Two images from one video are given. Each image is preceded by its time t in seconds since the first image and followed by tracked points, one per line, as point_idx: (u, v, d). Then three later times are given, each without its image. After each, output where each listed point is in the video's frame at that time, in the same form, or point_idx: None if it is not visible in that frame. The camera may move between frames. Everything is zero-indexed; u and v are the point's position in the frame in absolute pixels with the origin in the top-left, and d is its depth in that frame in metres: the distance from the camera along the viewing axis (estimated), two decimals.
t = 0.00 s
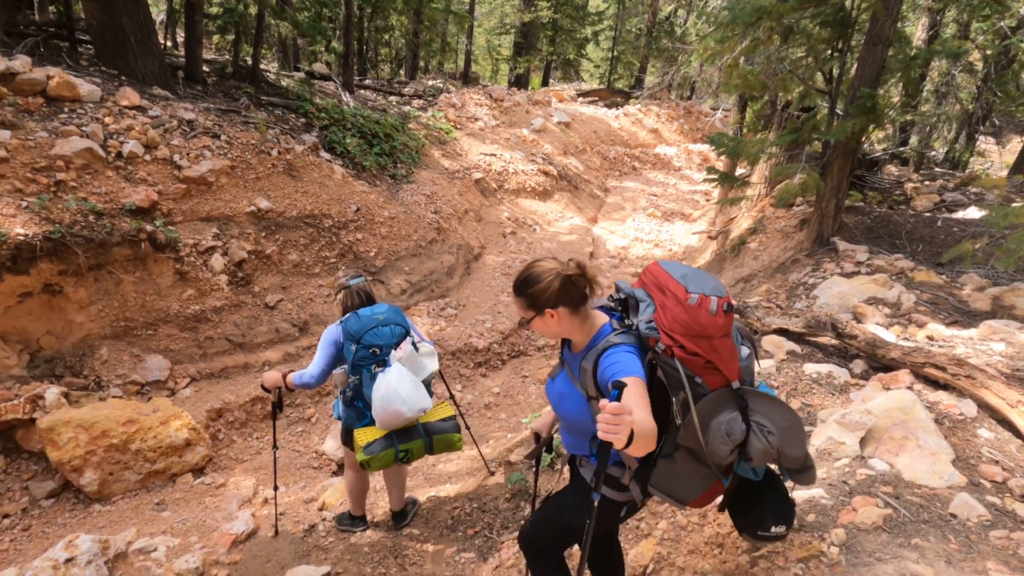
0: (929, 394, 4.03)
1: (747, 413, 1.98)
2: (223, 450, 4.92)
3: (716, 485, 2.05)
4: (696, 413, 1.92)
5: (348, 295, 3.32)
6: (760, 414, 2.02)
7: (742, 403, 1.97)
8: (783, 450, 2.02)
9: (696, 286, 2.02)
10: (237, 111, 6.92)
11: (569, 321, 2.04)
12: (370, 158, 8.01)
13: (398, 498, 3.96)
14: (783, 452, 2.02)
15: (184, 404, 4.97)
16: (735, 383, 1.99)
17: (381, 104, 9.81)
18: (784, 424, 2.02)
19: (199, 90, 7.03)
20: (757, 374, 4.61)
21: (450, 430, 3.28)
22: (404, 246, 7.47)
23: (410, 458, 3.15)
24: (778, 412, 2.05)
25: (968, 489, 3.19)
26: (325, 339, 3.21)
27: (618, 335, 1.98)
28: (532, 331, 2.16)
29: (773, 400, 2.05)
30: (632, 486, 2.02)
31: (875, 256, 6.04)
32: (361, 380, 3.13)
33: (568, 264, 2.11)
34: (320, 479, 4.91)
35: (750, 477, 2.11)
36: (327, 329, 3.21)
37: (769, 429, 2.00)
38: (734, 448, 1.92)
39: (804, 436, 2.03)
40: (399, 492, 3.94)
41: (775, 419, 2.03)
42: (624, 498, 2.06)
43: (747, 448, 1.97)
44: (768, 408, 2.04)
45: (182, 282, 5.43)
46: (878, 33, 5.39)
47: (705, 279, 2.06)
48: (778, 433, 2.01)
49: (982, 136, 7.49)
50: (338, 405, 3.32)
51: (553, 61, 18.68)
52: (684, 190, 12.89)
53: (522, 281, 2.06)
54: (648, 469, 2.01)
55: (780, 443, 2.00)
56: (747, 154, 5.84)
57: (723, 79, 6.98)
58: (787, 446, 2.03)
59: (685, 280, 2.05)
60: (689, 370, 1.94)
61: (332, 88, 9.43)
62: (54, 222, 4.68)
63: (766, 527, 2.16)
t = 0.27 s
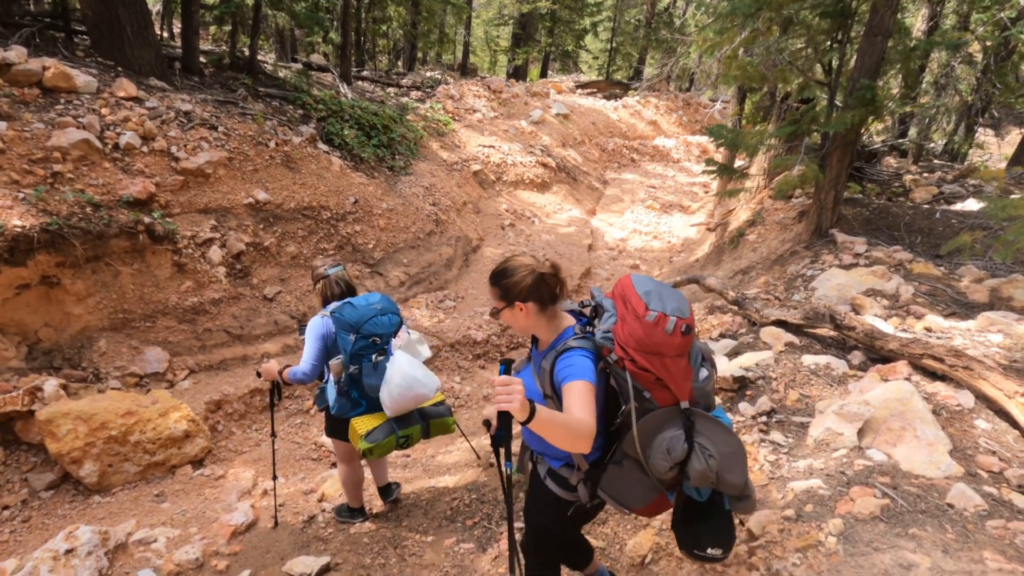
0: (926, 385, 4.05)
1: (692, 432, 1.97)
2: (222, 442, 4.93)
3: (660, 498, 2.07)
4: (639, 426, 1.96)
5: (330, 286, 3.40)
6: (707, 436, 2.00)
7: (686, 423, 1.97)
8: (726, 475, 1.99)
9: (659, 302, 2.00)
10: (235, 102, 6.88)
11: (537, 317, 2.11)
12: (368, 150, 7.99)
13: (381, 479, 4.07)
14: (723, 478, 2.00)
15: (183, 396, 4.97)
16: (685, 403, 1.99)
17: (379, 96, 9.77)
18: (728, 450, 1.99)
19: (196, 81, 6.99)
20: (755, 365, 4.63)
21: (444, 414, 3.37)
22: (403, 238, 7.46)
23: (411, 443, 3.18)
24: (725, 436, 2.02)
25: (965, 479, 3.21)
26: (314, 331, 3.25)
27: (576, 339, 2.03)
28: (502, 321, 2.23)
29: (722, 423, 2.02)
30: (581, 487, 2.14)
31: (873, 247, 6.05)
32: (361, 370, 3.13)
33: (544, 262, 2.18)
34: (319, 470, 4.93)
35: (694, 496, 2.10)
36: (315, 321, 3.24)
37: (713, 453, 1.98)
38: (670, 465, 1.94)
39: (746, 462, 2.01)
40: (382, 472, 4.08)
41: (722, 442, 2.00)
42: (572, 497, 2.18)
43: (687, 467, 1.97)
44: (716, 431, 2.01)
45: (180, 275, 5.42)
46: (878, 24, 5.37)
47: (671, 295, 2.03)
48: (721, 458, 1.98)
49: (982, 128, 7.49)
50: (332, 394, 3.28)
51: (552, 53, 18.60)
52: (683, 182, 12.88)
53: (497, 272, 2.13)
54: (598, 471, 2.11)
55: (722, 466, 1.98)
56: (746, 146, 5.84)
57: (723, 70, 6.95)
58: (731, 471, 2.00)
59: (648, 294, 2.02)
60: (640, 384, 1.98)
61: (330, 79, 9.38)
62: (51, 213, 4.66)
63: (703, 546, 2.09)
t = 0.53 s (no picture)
0: (926, 379, 4.05)
1: (659, 422, 2.01)
2: (223, 436, 4.94)
3: (629, 488, 2.10)
4: (606, 410, 2.01)
5: (321, 280, 3.41)
6: (675, 426, 2.03)
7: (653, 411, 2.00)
8: (691, 467, 2.01)
9: (634, 290, 2.03)
10: (234, 96, 6.87)
11: (515, 298, 2.19)
12: (368, 145, 7.97)
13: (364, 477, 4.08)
14: (688, 469, 2.02)
15: (183, 391, 4.98)
16: (653, 391, 2.02)
17: (378, 91, 9.75)
18: (694, 442, 2.02)
19: (195, 76, 6.97)
20: (755, 360, 4.63)
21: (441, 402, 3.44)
22: (403, 233, 7.46)
23: (414, 431, 3.25)
24: (692, 429, 2.05)
25: (965, 473, 3.22)
26: (311, 326, 3.27)
27: (552, 321, 2.07)
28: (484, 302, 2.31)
29: (690, 415, 2.06)
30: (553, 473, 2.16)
31: (874, 242, 6.05)
32: (364, 363, 3.15)
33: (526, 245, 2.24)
34: (320, 465, 4.93)
35: (663, 487, 2.12)
36: (311, 316, 3.26)
37: (678, 444, 2.00)
38: (635, 451, 1.98)
39: (712, 455, 2.03)
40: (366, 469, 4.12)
41: (688, 434, 2.03)
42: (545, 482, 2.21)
43: (652, 456, 2.00)
44: (683, 422, 2.04)
45: (180, 269, 5.42)
46: (879, 18, 5.37)
47: (647, 284, 2.07)
48: (686, 449, 2.01)
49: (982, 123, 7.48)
50: (331, 387, 3.25)
51: (552, 47, 18.55)
52: (683, 177, 12.87)
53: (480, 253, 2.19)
54: (572, 457, 2.15)
55: (687, 458, 2.00)
56: (746, 140, 5.83)
57: (723, 65, 6.93)
58: (697, 463, 2.02)
59: (623, 280, 2.06)
60: (610, 369, 2.02)
61: (329, 74, 9.36)
62: (51, 208, 4.66)
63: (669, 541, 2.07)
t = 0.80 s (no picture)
0: (927, 372, 4.06)
1: (640, 410, 2.05)
2: (224, 432, 4.95)
3: (613, 476, 2.16)
4: (588, 399, 2.06)
5: (320, 275, 3.46)
6: (655, 416, 2.07)
7: (633, 400, 2.04)
8: (670, 455, 2.06)
9: (616, 282, 2.07)
10: (234, 92, 6.85)
11: (502, 291, 2.22)
12: (368, 140, 7.96)
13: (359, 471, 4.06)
14: (668, 458, 2.08)
15: (185, 386, 4.99)
16: (634, 380, 2.05)
17: (378, 86, 9.73)
18: (674, 432, 2.06)
19: (194, 71, 6.96)
20: (756, 353, 4.64)
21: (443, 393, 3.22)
22: (403, 228, 7.45)
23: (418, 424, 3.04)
24: (672, 417, 2.09)
25: (966, 466, 3.22)
26: (314, 320, 3.24)
27: (535, 312, 2.10)
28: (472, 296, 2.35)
29: (670, 405, 2.09)
30: (542, 463, 2.22)
31: (874, 236, 6.04)
32: (372, 356, 3.20)
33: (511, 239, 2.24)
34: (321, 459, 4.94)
35: (646, 477, 2.17)
36: (314, 310, 3.23)
37: (658, 432, 2.05)
38: (616, 438, 2.03)
39: (690, 443, 2.08)
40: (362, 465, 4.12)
41: (668, 423, 2.07)
42: (533, 471, 2.27)
43: (633, 443, 2.05)
44: (664, 411, 2.08)
45: (180, 265, 5.42)
46: (880, 10, 5.36)
47: (629, 276, 2.11)
48: (666, 438, 2.05)
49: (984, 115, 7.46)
50: (334, 380, 3.26)
51: (551, 41, 18.49)
52: (683, 171, 12.85)
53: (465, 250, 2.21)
54: (560, 446, 2.21)
55: (666, 446, 2.05)
56: (747, 134, 5.82)
57: (723, 58, 6.92)
58: (676, 451, 2.07)
59: (606, 273, 2.11)
60: (592, 358, 2.07)
61: (328, 69, 9.33)
62: (51, 204, 4.66)
63: (652, 530, 2.12)
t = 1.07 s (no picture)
0: (926, 366, 4.07)
1: (626, 391, 2.05)
2: (224, 428, 4.96)
3: (602, 459, 2.16)
4: (575, 381, 2.07)
5: (320, 264, 3.54)
6: (641, 396, 2.07)
7: (619, 381, 2.04)
8: (656, 436, 2.06)
9: (602, 266, 2.12)
10: (230, 87, 6.82)
11: (496, 275, 2.32)
12: (366, 136, 7.94)
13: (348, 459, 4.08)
14: (654, 439, 2.07)
15: (184, 382, 4.99)
16: (620, 362, 2.06)
17: (376, 81, 9.70)
18: (660, 412, 2.06)
19: (191, 67, 6.93)
20: (755, 348, 4.64)
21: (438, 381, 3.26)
22: (401, 224, 7.44)
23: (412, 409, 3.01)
24: (659, 399, 2.08)
25: (964, 459, 3.23)
26: (312, 306, 3.33)
27: (525, 299, 2.14)
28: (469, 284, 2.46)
29: (657, 386, 2.08)
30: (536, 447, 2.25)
31: (873, 230, 6.05)
32: (369, 341, 3.21)
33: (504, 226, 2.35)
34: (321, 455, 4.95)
35: (636, 459, 2.17)
36: (312, 298, 3.34)
37: (643, 413, 2.04)
38: (601, 419, 2.04)
39: (677, 424, 2.07)
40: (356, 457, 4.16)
41: (655, 404, 2.06)
42: (528, 454, 2.30)
43: (619, 424, 2.05)
44: (651, 392, 2.07)
45: (178, 261, 5.42)
46: (878, 5, 5.35)
47: (616, 261, 2.15)
48: (652, 419, 2.05)
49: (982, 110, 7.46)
50: (331, 365, 3.25)
51: (549, 36, 18.44)
52: (681, 166, 12.84)
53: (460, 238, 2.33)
54: (554, 430, 2.23)
55: (652, 426, 2.04)
56: (745, 129, 5.82)
57: (722, 52, 6.90)
58: (662, 432, 2.06)
59: (594, 258, 2.15)
60: (579, 341, 2.08)
61: (326, 64, 9.30)
62: (49, 201, 4.65)
63: (641, 512, 2.13)
